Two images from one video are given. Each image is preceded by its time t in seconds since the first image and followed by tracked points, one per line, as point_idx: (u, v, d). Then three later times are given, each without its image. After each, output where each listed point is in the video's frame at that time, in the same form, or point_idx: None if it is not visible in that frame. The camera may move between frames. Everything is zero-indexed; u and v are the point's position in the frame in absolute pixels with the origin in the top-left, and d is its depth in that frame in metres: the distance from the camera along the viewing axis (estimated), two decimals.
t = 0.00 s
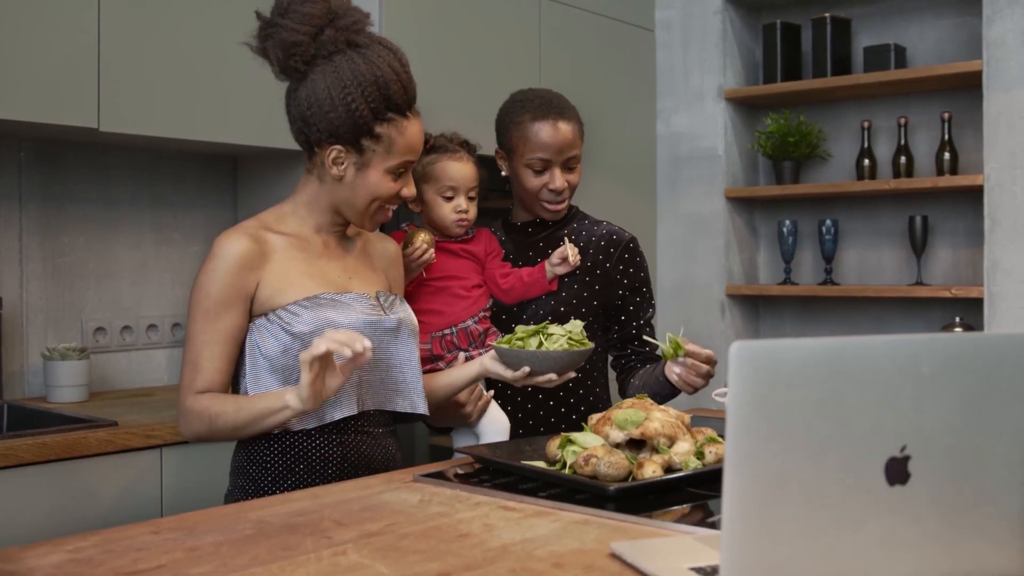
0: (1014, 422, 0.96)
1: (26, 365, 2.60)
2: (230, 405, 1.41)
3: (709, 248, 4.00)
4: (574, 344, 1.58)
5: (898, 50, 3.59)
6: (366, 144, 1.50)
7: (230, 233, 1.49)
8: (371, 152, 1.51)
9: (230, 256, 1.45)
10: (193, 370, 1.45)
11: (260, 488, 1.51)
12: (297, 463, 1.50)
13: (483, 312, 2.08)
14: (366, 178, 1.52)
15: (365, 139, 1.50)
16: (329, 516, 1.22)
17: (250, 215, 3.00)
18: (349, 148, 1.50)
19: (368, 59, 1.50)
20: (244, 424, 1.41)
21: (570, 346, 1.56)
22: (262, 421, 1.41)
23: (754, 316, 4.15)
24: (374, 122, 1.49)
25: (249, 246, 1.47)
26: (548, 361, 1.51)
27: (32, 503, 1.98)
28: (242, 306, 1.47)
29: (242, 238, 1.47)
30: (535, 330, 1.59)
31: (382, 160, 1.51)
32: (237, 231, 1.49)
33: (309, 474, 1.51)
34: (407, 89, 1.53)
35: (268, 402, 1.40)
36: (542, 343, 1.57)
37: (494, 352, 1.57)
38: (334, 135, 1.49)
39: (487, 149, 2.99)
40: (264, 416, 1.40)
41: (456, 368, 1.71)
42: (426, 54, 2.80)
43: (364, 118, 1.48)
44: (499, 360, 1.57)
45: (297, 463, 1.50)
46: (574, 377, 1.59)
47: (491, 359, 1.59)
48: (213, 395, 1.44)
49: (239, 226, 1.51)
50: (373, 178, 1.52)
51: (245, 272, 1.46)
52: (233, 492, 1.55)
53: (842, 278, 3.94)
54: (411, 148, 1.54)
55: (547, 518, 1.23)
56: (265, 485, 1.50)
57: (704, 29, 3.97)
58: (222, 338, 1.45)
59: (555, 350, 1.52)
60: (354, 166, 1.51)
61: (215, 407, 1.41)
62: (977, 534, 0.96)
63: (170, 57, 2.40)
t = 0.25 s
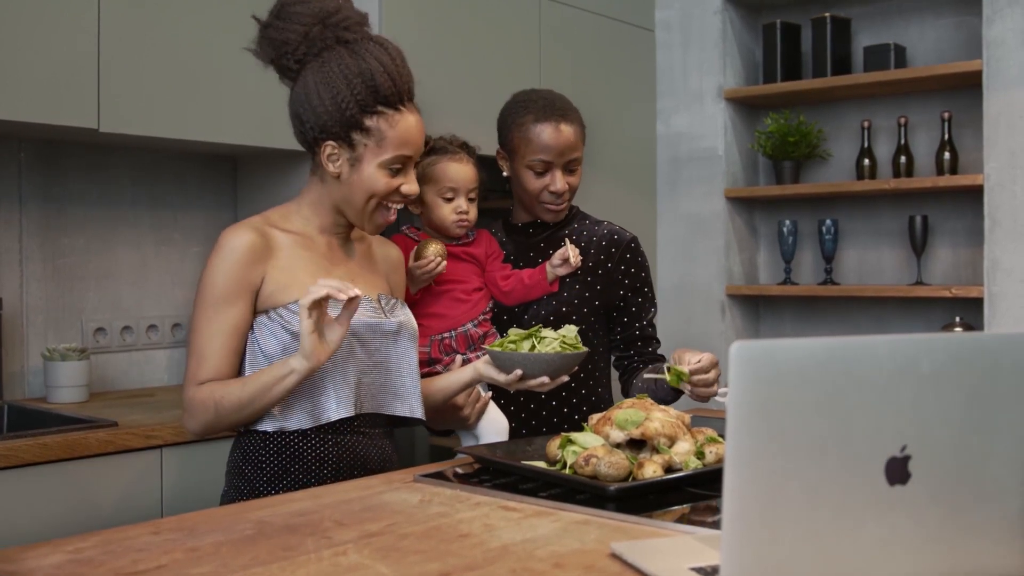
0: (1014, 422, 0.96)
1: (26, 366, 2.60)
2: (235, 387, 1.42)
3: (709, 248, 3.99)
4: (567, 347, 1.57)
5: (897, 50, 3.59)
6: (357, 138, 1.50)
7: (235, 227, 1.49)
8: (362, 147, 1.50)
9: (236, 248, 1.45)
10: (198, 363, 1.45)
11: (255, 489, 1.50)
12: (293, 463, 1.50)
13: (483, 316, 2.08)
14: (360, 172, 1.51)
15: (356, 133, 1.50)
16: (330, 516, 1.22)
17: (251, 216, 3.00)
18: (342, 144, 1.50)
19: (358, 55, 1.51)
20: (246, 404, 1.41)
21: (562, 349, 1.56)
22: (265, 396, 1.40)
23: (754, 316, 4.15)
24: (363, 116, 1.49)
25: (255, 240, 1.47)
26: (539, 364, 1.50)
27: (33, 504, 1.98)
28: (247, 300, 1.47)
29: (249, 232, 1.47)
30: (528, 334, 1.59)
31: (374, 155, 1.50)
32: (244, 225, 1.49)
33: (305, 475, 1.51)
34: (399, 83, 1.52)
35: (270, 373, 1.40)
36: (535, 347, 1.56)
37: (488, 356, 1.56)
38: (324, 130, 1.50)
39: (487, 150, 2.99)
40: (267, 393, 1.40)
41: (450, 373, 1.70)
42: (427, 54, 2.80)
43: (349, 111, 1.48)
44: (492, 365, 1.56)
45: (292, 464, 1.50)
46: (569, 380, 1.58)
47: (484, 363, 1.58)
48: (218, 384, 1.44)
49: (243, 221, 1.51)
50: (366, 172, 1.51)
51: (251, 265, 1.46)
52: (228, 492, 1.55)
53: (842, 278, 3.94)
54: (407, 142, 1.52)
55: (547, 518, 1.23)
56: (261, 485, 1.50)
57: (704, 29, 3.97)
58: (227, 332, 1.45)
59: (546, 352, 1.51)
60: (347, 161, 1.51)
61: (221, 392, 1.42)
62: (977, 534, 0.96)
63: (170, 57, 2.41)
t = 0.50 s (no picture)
0: (1014, 423, 0.96)
1: (27, 366, 2.60)
2: (239, 389, 1.40)
3: (709, 248, 3.99)
4: (562, 349, 1.56)
5: (897, 50, 3.59)
6: (358, 132, 1.51)
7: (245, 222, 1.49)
8: (364, 140, 1.51)
9: (246, 242, 1.45)
10: (203, 356, 1.44)
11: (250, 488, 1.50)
12: (287, 462, 1.50)
13: (484, 317, 2.06)
14: (365, 165, 1.51)
15: (356, 126, 1.50)
16: (330, 516, 1.22)
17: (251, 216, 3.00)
18: (344, 139, 1.51)
19: (356, 52, 1.51)
20: (251, 411, 1.40)
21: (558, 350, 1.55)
22: (270, 405, 1.39)
23: (754, 316, 4.15)
24: (363, 109, 1.50)
25: (265, 235, 1.48)
26: (534, 367, 1.51)
27: (33, 505, 1.98)
28: (255, 296, 1.47)
29: (260, 227, 1.48)
30: (523, 336, 1.57)
31: (377, 146, 1.51)
32: (254, 220, 1.49)
33: (299, 474, 1.50)
34: (398, 76, 1.53)
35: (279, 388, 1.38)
36: (531, 348, 1.54)
37: (484, 360, 1.55)
38: (327, 129, 1.51)
39: (488, 150, 2.99)
40: (274, 404, 1.39)
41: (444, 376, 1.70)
42: (427, 54, 2.80)
43: (349, 106, 1.49)
44: (490, 368, 1.56)
45: (286, 463, 1.50)
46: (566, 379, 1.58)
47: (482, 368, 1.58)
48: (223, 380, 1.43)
49: (254, 215, 1.52)
50: (371, 166, 1.51)
51: (260, 261, 1.46)
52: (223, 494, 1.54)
53: (842, 278, 3.94)
54: (409, 132, 1.52)
55: (548, 518, 1.23)
56: (255, 484, 1.50)
57: (704, 29, 3.97)
58: (234, 326, 1.45)
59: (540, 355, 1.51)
60: (351, 156, 1.52)
61: (224, 393, 1.40)
62: (978, 534, 0.96)
63: (170, 57, 2.41)
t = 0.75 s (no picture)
0: (1014, 423, 0.96)
1: (27, 367, 2.60)
2: (246, 413, 1.41)
3: (709, 248, 3.99)
4: (561, 353, 1.57)
5: (897, 49, 3.59)
6: (373, 130, 1.49)
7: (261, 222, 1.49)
8: (378, 136, 1.49)
9: (260, 243, 1.45)
10: (210, 359, 1.45)
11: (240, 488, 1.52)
12: (276, 463, 1.51)
13: (487, 315, 2.04)
14: (377, 162, 1.49)
15: (371, 125, 1.49)
16: (330, 516, 1.22)
17: (251, 216, 3.00)
18: (360, 139, 1.50)
19: (377, 56, 1.50)
20: (253, 439, 1.41)
21: (557, 356, 1.55)
22: (269, 439, 1.40)
23: (755, 316, 4.14)
24: (378, 108, 1.49)
25: (279, 236, 1.47)
26: (533, 372, 1.50)
27: (33, 505, 1.98)
28: (264, 301, 1.47)
29: (276, 228, 1.48)
30: (521, 341, 1.57)
31: (392, 144, 1.48)
32: (270, 220, 1.49)
33: (288, 475, 1.51)
34: (418, 79, 1.52)
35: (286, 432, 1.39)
36: (529, 354, 1.55)
37: (482, 364, 1.56)
38: (345, 129, 1.50)
39: (488, 150, 2.99)
40: (277, 442, 1.40)
41: (446, 380, 1.69)
42: (426, 54, 2.80)
43: (367, 106, 1.48)
44: (488, 372, 1.56)
45: (275, 464, 1.51)
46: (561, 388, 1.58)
47: (479, 370, 1.58)
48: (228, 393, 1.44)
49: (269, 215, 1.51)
50: (384, 162, 1.49)
51: (272, 263, 1.46)
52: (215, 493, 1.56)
53: (842, 278, 3.94)
54: (423, 131, 1.50)
55: (548, 518, 1.23)
56: (246, 484, 1.51)
57: (704, 29, 3.97)
58: (240, 330, 1.45)
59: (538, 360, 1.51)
60: (365, 155, 1.50)
61: (232, 413, 1.42)
62: (978, 534, 0.96)
63: (170, 57, 2.41)
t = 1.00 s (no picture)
0: (1015, 421, 0.96)
1: (28, 367, 2.60)
2: (247, 424, 1.42)
3: (709, 248, 3.99)
4: (566, 356, 1.55)
5: (898, 49, 3.59)
6: (391, 137, 1.48)
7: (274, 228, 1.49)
8: (396, 144, 1.47)
9: (275, 251, 1.44)
10: (215, 362, 1.44)
11: (235, 488, 1.54)
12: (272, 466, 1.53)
13: (488, 315, 2.00)
14: (395, 170, 1.48)
15: (389, 132, 1.48)
16: (331, 516, 1.22)
17: (251, 216, 3.00)
18: (378, 147, 1.49)
19: (397, 66, 1.50)
20: (250, 451, 1.42)
21: (561, 358, 1.54)
22: (267, 456, 1.41)
23: (755, 315, 4.14)
24: (396, 115, 1.47)
25: (295, 244, 1.47)
26: (537, 373, 1.49)
27: (34, 505, 1.98)
28: (275, 310, 1.47)
29: (292, 235, 1.47)
30: (526, 342, 1.55)
31: (410, 150, 1.47)
32: (287, 226, 1.48)
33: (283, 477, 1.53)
34: (437, 88, 1.51)
35: (283, 451, 1.40)
36: (533, 356, 1.53)
37: (486, 366, 1.56)
38: (363, 138, 1.50)
39: (488, 150, 2.99)
40: (273, 458, 1.41)
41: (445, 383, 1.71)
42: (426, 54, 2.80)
43: (384, 113, 1.48)
44: (491, 373, 1.56)
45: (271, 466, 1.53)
46: (566, 389, 1.57)
47: (484, 372, 1.58)
48: (230, 399, 1.44)
49: (283, 220, 1.51)
50: (403, 170, 1.47)
51: (286, 271, 1.45)
52: (207, 494, 1.57)
53: (842, 277, 3.94)
54: (441, 137, 1.47)
55: (549, 518, 1.23)
56: (242, 484, 1.53)
57: (704, 29, 3.97)
58: (247, 337, 1.44)
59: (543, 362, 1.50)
60: (384, 162, 1.49)
61: (232, 420, 1.42)
62: (978, 533, 0.96)
63: (170, 57, 2.41)
